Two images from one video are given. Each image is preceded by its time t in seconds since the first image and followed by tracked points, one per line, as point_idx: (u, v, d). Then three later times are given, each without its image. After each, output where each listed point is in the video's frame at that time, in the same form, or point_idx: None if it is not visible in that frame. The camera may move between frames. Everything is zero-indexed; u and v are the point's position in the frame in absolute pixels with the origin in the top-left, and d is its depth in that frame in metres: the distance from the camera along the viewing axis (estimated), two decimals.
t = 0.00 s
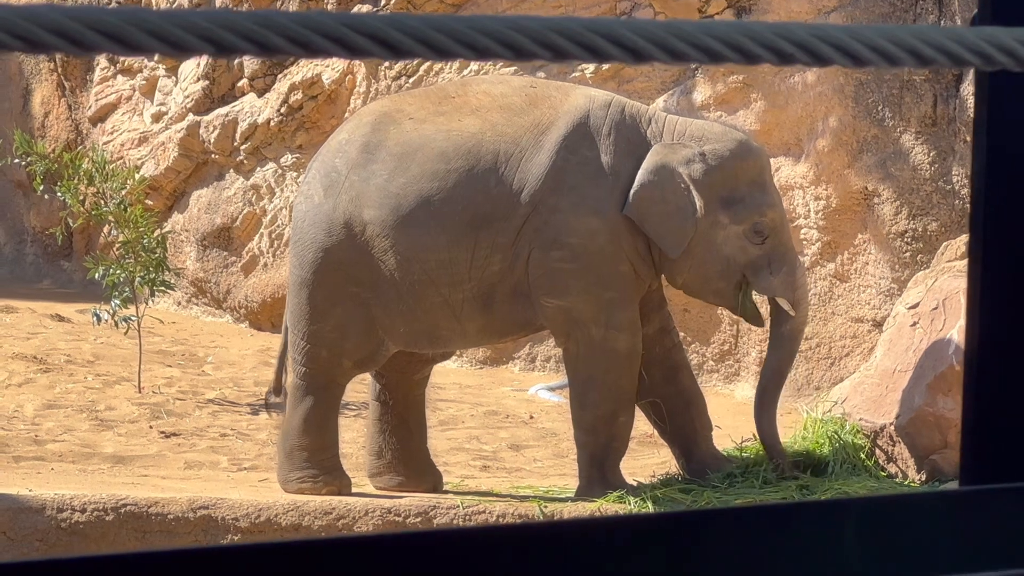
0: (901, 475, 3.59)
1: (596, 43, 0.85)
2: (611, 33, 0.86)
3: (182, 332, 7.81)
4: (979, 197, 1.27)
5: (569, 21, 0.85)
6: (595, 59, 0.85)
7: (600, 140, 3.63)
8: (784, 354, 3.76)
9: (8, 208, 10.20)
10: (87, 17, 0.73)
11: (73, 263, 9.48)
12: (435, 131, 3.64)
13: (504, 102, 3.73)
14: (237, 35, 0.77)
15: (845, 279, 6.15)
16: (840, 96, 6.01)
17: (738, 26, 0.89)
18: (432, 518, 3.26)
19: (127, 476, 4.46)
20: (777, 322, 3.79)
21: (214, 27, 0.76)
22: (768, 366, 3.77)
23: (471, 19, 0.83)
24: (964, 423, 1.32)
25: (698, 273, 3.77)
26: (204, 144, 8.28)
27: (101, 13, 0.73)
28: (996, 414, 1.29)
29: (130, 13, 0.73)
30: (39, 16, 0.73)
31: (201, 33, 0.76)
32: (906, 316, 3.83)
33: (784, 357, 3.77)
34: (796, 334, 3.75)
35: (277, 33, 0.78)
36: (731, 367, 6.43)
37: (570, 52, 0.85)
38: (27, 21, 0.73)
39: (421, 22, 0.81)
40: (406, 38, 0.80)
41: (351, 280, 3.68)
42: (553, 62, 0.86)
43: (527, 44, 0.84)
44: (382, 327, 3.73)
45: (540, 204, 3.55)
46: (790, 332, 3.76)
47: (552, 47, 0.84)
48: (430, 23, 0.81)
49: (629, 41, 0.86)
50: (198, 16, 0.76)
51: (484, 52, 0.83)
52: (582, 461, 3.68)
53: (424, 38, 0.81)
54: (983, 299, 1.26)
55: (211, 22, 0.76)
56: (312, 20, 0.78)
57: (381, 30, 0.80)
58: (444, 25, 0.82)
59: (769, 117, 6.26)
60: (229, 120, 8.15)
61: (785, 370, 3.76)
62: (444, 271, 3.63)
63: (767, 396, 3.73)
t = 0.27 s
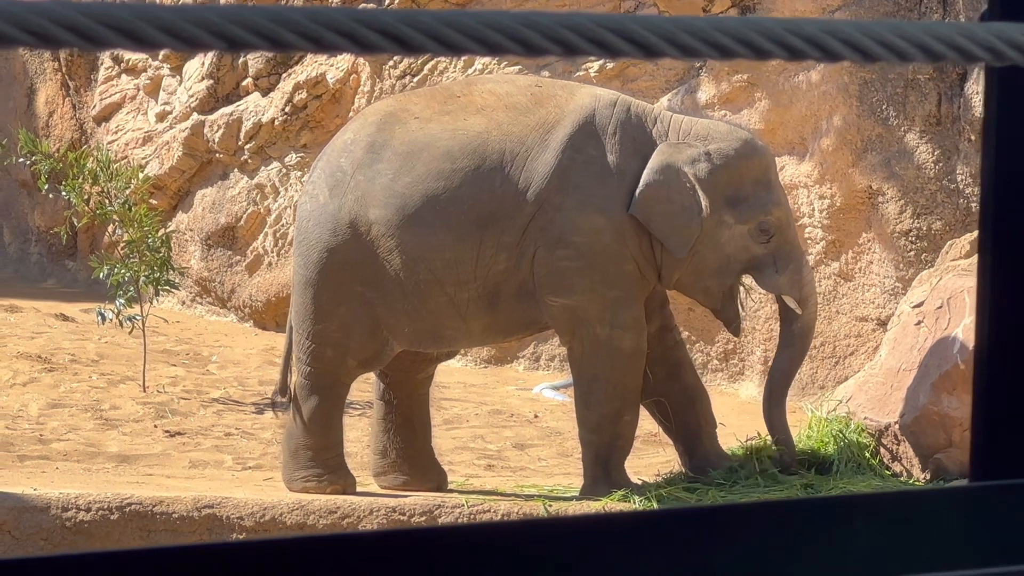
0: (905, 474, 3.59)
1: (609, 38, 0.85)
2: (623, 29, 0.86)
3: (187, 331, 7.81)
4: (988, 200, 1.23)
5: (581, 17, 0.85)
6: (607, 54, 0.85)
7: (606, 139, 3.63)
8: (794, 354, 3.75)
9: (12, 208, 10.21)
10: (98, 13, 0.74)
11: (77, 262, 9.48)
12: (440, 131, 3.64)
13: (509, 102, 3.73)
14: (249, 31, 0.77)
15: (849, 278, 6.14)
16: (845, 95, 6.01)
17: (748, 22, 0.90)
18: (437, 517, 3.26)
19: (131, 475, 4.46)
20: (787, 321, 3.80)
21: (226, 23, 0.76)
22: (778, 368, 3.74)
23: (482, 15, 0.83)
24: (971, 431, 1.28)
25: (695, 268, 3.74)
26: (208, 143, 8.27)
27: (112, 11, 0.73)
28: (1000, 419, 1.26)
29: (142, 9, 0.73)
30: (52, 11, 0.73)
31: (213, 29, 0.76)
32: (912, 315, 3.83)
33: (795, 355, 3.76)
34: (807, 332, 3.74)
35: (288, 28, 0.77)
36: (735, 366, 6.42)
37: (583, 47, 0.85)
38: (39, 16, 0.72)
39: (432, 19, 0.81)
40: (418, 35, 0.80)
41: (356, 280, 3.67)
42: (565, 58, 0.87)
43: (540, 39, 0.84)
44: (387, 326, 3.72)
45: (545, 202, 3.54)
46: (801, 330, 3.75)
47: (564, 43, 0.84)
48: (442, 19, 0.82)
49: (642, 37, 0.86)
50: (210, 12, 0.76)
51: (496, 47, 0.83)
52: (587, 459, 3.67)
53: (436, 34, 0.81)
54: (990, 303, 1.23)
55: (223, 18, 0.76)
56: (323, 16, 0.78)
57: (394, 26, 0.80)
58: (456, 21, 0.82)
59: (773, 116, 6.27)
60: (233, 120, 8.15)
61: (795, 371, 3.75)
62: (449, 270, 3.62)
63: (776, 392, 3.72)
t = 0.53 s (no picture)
0: (909, 475, 3.60)
1: (623, 39, 0.85)
2: (637, 30, 0.85)
3: (189, 332, 7.81)
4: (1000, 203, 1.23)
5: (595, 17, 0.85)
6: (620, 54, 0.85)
7: (612, 139, 3.62)
8: (801, 355, 3.76)
9: (16, 209, 10.22)
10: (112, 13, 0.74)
11: (80, 264, 9.49)
12: (445, 131, 3.64)
13: (514, 102, 3.73)
14: (264, 31, 0.76)
15: (852, 279, 6.13)
16: (847, 96, 6.01)
17: (762, 22, 0.90)
18: (440, 518, 3.26)
19: (135, 477, 4.46)
20: (793, 321, 3.81)
21: (240, 23, 0.76)
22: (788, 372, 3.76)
23: (497, 17, 0.83)
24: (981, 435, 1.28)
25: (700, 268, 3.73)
26: (211, 144, 8.28)
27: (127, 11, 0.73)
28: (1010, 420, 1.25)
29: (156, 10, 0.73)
30: (65, 12, 0.73)
31: (228, 30, 0.76)
32: (915, 316, 3.81)
33: (802, 357, 3.79)
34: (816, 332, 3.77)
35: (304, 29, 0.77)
36: (738, 366, 6.42)
37: (596, 47, 0.84)
38: (52, 16, 0.72)
39: (447, 18, 0.81)
40: (433, 35, 0.80)
41: (361, 281, 3.67)
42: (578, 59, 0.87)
43: (554, 39, 0.83)
44: (392, 327, 3.72)
45: (551, 203, 3.54)
46: (808, 330, 3.77)
47: (577, 43, 0.84)
48: (455, 19, 0.81)
49: (654, 38, 0.86)
50: (225, 13, 0.76)
51: (510, 47, 0.82)
52: (590, 460, 3.67)
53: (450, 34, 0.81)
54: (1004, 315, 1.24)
55: (238, 19, 0.76)
56: (336, 16, 0.78)
57: (409, 27, 0.79)
58: (471, 22, 0.81)
59: (775, 117, 6.28)
60: (236, 121, 8.16)
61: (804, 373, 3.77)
62: (454, 271, 3.62)
63: (789, 395, 3.73)
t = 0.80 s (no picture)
0: (912, 475, 3.58)
1: (634, 37, 0.85)
2: (647, 27, 0.86)
3: (192, 333, 7.81)
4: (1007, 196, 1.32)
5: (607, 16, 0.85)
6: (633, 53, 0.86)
7: (615, 140, 3.62)
8: (800, 358, 3.75)
9: (19, 210, 10.22)
10: (127, 11, 0.75)
11: (83, 265, 9.50)
12: (449, 131, 3.64)
13: (518, 101, 3.73)
14: (277, 30, 0.78)
15: (854, 279, 6.12)
16: (850, 96, 6.01)
17: (773, 21, 0.90)
18: (443, 518, 3.25)
19: (138, 477, 4.46)
20: (792, 325, 3.80)
21: (253, 21, 0.77)
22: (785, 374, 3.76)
23: (508, 15, 0.84)
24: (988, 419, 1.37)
25: (706, 272, 3.76)
26: (213, 145, 8.27)
27: (142, 10, 0.75)
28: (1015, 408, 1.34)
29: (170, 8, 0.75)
30: (79, 10, 0.74)
31: (241, 28, 0.77)
32: (917, 316, 3.81)
33: (800, 360, 3.76)
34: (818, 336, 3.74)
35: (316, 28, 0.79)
36: (741, 367, 6.41)
37: (608, 45, 0.85)
38: (66, 13, 0.74)
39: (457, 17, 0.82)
40: (445, 33, 0.81)
41: (365, 281, 3.67)
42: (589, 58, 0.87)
43: (566, 38, 0.84)
44: (396, 328, 3.72)
45: (554, 203, 3.54)
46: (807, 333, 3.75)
47: (588, 41, 0.84)
48: (467, 17, 0.82)
49: (665, 36, 0.86)
50: (239, 12, 0.77)
51: (521, 46, 0.83)
52: (593, 461, 3.66)
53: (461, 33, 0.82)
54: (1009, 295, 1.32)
55: (252, 17, 0.77)
56: (348, 14, 0.79)
57: (420, 24, 0.80)
58: (481, 20, 0.82)
59: (778, 118, 6.27)
60: (238, 122, 8.15)
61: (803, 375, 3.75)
62: (458, 271, 3.62)
63: (789, 397, 3.71)
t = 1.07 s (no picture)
0: (910, 478, 3.59)
1: (625, 42, 0.85)
2: (636, 31, 0.86)
3: (191, 337, 7.81)
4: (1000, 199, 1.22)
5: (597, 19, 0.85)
6: (623, 57, 0.86)
7: (614, 144, 3.63)
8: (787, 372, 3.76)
9: (18, 214, 10.22)
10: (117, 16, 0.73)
11: (83, 268, 9.50)
12: (448, 134, 3.65)
13: (517, 104, 3.73)
14: (268, 34, 0.77)
15: (853, 282, 6.13)
16: (849, 99, 6.01)
17: (765, 25, 0.89)
18: (441, 522, 3.25)
19: (136, 481, 4.46)
20: (779, 337, 3.82)
21: (243, 26, 0.76)
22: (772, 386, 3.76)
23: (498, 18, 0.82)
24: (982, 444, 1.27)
25: (702, 279, 3.75)
26: (212, 149, 8.28)
27: (130, 14, 0.73)
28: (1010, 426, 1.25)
29: (162, 14, 0.73)
30: (66, 15, 0.72)
31: (231, 33, 0.76)
32: (915, 320, 3.81)
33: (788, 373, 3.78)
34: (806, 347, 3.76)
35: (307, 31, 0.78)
36: (740, 370, 6.41)
37: (598, 50, 0.85)
38: (53, 18, 0.72)
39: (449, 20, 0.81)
40: (437, 38, 0.80)
41: (364, 284, 3.67)
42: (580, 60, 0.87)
43: (559, 43, 0.84)
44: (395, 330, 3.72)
45: (552, 206, 3.54)
46: (792, 346, 3.76)
47: (578, 45, 0.84)
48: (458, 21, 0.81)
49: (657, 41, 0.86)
50: (229, 16, 0.76)
51: (513, 51, 0.82)
52: (591, 464, 3.66)
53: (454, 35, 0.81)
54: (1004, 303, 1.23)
55: (241, 22, 0.76)
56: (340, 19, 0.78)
57: (411, 30, 0.79)
58: (472, 24, 0.81)
59: (776, 121, 6.27)
60: (237, 125, 8.14)
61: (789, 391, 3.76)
62: (457, 274, 3.62)
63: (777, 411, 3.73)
